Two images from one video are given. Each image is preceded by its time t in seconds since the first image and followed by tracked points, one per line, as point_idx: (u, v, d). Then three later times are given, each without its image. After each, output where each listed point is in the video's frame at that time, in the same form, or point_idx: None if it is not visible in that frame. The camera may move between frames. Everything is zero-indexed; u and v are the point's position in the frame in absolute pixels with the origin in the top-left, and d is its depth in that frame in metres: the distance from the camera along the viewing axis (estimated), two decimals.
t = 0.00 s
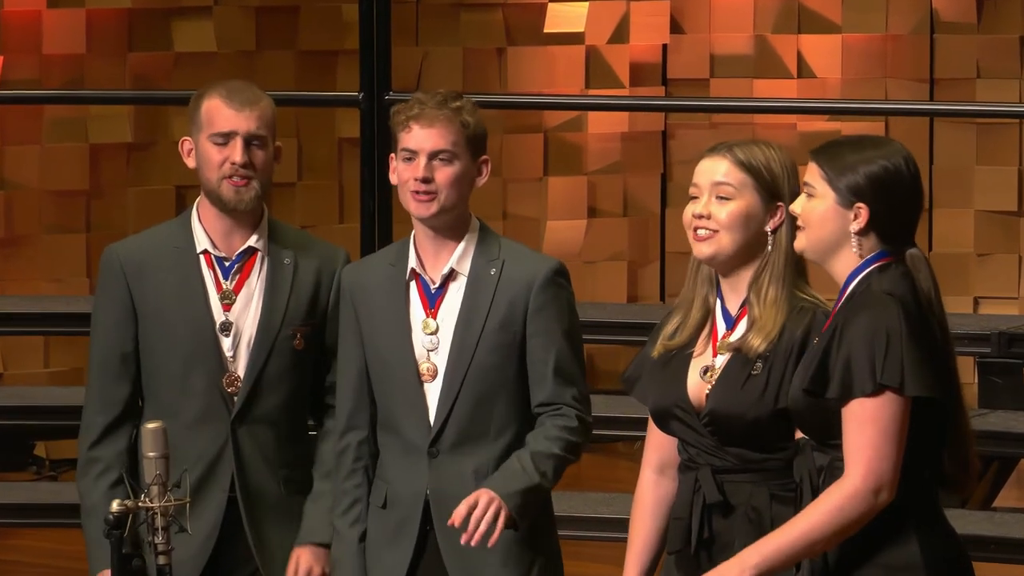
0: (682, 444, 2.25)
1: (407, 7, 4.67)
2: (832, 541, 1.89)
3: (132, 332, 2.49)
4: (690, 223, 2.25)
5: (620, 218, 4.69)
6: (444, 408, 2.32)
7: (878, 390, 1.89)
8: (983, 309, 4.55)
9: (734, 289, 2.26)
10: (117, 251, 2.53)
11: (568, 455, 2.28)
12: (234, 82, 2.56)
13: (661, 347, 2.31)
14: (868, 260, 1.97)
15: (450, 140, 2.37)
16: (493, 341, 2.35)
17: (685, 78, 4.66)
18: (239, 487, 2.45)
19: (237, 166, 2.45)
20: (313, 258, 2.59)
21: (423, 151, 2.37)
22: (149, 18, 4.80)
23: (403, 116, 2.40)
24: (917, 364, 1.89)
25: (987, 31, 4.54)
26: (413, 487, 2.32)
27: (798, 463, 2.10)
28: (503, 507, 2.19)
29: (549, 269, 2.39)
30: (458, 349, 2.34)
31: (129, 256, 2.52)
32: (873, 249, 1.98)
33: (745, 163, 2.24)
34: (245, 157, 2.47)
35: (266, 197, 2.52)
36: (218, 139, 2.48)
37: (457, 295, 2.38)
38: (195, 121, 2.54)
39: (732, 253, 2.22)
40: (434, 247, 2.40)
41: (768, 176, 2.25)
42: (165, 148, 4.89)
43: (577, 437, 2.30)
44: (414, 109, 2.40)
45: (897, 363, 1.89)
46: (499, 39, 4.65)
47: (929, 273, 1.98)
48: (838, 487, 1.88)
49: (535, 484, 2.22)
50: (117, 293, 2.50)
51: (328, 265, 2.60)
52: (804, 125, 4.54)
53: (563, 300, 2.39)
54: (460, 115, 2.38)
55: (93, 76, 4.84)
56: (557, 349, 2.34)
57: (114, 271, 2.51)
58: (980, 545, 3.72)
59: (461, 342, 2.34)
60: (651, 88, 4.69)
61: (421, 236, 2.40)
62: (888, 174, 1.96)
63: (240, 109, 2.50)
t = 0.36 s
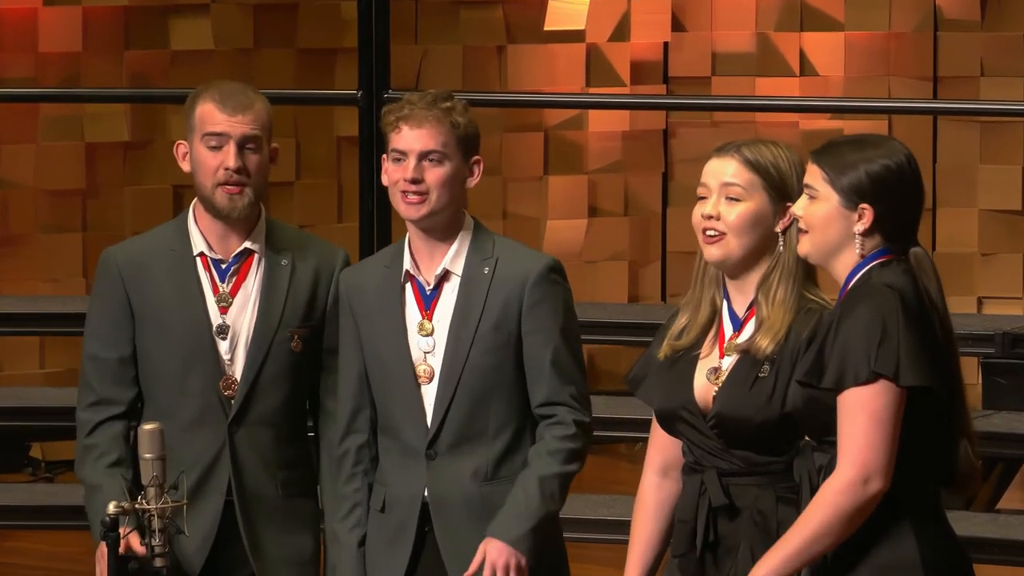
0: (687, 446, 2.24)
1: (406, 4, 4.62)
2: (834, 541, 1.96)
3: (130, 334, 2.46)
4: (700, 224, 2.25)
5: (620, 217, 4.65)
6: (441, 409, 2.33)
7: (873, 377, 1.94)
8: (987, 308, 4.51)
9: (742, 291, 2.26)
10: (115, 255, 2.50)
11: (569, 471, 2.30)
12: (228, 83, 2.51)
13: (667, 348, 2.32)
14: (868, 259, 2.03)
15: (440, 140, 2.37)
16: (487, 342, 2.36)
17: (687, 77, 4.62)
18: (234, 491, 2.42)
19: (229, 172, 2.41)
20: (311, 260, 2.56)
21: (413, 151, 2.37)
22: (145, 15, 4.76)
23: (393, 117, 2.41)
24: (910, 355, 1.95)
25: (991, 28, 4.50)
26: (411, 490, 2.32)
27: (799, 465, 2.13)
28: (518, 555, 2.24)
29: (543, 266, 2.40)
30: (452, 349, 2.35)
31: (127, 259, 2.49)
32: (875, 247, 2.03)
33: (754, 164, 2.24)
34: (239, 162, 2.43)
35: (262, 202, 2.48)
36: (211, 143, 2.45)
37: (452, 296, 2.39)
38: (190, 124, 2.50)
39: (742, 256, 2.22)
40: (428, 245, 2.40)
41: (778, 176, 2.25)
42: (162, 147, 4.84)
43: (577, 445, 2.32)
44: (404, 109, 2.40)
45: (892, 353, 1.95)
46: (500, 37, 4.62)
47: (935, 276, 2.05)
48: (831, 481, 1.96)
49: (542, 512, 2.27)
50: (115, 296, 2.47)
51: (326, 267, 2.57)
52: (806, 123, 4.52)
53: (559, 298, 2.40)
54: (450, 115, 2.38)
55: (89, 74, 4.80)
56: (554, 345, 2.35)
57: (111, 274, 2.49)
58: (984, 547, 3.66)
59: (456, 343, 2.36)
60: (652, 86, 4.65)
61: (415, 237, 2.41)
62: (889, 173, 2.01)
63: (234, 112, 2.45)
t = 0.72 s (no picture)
0: (691, 449, 2.30)
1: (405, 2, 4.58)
2: (869, 550, 1.98)
3: (131, 327, 2.50)
4: (701, 227, 2.27)
5: (621, 217, 4.61)
6: (442, 409, 2.33)
7: (867, 375, 1.97)
8: (991, 309, 4.47)
9: (742, 292, 2.29)
10: (117, 249, 2.53)
11: (573, 480, 2.32)
12: (230, 84, 2.53)
13: (668, 349, 2.36)
14: (864, 256, 2.06)
15: (438, 138, 2.36)
16: (487, 340, 2.35)
17: (688, 75, 4.58)
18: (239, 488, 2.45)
19: (231, 170, 2.43)
20: (315, 258, 2.58)
21: (413, 151, 2.35)
22: (143, 13, 4.72)
23: (389, 116, 2.39)
24: (904, 349, 1.97)
25: (995, 25, 4.47)
26: (415, 490, 2.33)
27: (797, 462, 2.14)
28: None
29: (542, 258, 2.38)
30: (453, 348, 2.34)
31: (129, 253, 2.52)
32: (870, 245, 2.06)
33: (755, 168, 2.27)
34: (240, 159, 2.45)
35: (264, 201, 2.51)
36: (213, 141, 2.47)
37: (451, 294, 2.38)
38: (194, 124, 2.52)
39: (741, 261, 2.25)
40: (426, 244, 2.38)
41: (777, 178, 2.28)
42: (159, 145, 4.80)
43: (578, 456, 2.34)
44: (399, 109, 2.38)
45: (887, 349, 1.97)
46: (499, 35, 4.58)
47: (930, 270, 2.08)
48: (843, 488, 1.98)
49: (552, 534, 2.29)
50: (118, 289, 2.50)
51: (329, 263, 2.60)
52: (809, 121, 4.48)
53: (558, 292, 2.38)
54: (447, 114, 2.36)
55: (85, 73, 4.77)
56: (556, 341, 2.34)
57: (114, 267, 2.52)
58: (988, 549, 3.61)
59: (456, 341, 2.35)
60: (653, 85, 4.61)
61: (412, 236, 2.38)
62: (883, 173, 2.04)
63: (236, 111, 2.47)
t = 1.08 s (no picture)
0: (689, 452, 2.31)
1: None
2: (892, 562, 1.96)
3: (132, 322, 2.46)
4: (704, 221, 2.27)
5: (622, 216, 4.57)
6: (451, 415, 2.29)
7: (887, 387, 1.94)
8: (995, 309, 4.43)
9: (740, 292, 2.30)
10: (121, 242, 2.50)
11: (584, 481, 2.28)
12: (233, 82, 2.50)
13: (667, 349, 2.36)
14: (865, 260, 2.03)
15: (438, 144, 2.33)
16: (492, 343, 2.31)
17: (690, 73, 4.54)
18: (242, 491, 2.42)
19: (231, 170, 2.40)
20: (322, 257, 2.54)
21: (416, 157, 2.31)
22: (139, 10, 4.68)
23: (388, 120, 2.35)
24: (923, 358, 1.93)
25: (999, 23, 4.43)
26: (426, 497, 2.30)
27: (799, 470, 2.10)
28: None
29: (540, 258, 2.34)
30: (458, 353, 2.31)
31: (132, 247, 2.49)
32: (869, 248, 2.03)
33: (764, 166, 2.27)
34: (240, 160, 2.41)
35: (268, 200, 2.47)
36: (214, 141, 2.43)
37: (451, 301, 2.34)
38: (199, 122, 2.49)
39: (742, 259, 2.26)
40: (423, 254, 2.35)
41: (785, 177, 2.29)
42: (156, 144, 4.76)
43: (587, 456, 2.29)
44: (399, 113, 2.34)
45: (905, 358, 1.94)
46: (499, 33, 4.55)
47: (928, 273, 2.06)
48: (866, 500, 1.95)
49: (569, 539, 2.25)
50: (120, 283, 2.47)
51: (337, 265, 2.56)
52: (811, 119, 4.43)
53: (557, 291, 2.34)
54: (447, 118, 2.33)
55: (82, 71, 4.73)
56: (558, 344, 2.30)
57: (117, 260, 2.49)
58: (992, 552, 3.56)
59: (461, 346, 2.31)
60: (654, 83, 4.57)
61: (411, 244, 2.35)
62: (883, 173, 2.01)
63: (238, 110, 2.44)
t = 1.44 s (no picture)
0: (687, 455, 2.27)
1: None
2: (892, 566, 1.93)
3: (133, 321, 2.43)
4: (697, 229, 2.23)
5: (623, 215, 4.54)
6: (461, 413, 2.25)
7: (899, 391, 1.91)
8: (999, 309, 4.39)
9: (735, 295, 2.27)
10: (121, 240, 2.46)
11: (595, 483, 2.26)
12: (235, 75, 2.45)
13: (663, 351, 2.33)
14: (877, 261, 1.99)
15: (450, 142, 2.28)
16: (503, 342, 2.27)
17: (690, 72, 4.52)
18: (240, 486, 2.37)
19: (235, 168, 2.36)
20: (324, 254, 2.50)
21: (424, 156, 2.27)
22: (135, 8, 4.65)
23: (399, 116, 2.31)
24: (936, 362, 1.91)
25: (1002, 21, 4.40)
26: (433, 495, 2.26)
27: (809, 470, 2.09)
28: None
29: (554, 258, 2.32)
30: (471, 352, 2.26)
31: (133, 244, 2.45)
32: (882, 248, 2.00)
33: (755, 168, 2.24)
34: (245, 157, 2.37)
35: (270, 196, 2.43)
36: (217, 137, 2.39)
37: (464, 298, 2.30)
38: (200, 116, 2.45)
39: (739, 264, 2.23)
40: (433, 251, 2.31)
41: (777, 176, 2.25)
42: (153, 143, 4.73)
43: (597, 458, 2.27)
44: (411, 110, 2.30)
45: (917, 361, 1.91)
46: (499, 31, 4.50)
47: (941, 273, 2.00)
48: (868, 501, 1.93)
49: (580, 542, 2.23)
50: (120, 281, 2.43)
51: (337, 262, 2.52)
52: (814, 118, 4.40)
53: (570, 291, 2.32)
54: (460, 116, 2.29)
55: (78, 69, 4.69)
56: (569, 343, 2.27)
57: (117, 258, 2.45)
58: (996, 554, 3.52)
59: (474, 343, 2.27)
60: (655, 82, 4.54)
61: (419, 241, 2.31)
62: (894, 172, 1.98)
63: (242, 106, 2.39)
